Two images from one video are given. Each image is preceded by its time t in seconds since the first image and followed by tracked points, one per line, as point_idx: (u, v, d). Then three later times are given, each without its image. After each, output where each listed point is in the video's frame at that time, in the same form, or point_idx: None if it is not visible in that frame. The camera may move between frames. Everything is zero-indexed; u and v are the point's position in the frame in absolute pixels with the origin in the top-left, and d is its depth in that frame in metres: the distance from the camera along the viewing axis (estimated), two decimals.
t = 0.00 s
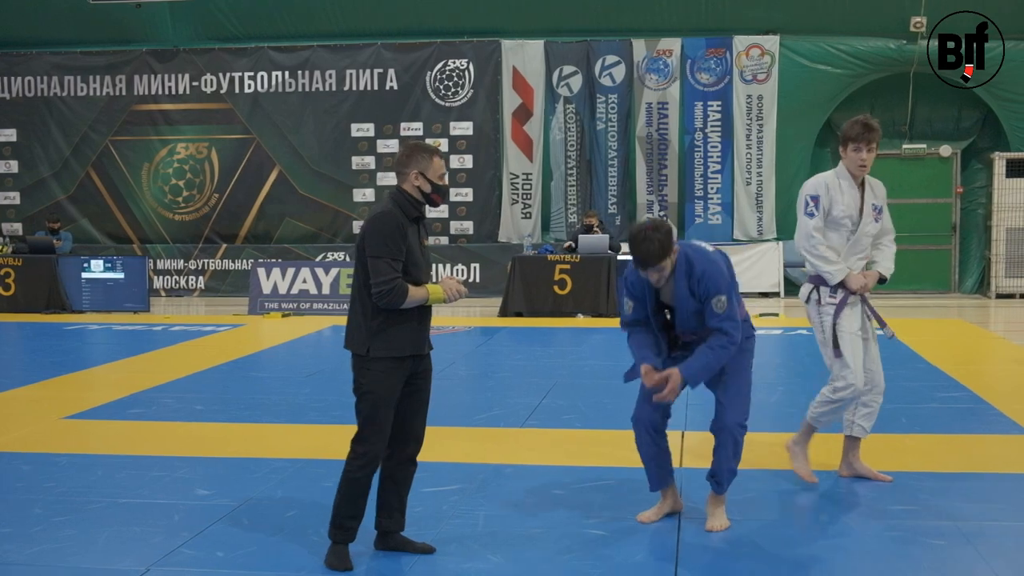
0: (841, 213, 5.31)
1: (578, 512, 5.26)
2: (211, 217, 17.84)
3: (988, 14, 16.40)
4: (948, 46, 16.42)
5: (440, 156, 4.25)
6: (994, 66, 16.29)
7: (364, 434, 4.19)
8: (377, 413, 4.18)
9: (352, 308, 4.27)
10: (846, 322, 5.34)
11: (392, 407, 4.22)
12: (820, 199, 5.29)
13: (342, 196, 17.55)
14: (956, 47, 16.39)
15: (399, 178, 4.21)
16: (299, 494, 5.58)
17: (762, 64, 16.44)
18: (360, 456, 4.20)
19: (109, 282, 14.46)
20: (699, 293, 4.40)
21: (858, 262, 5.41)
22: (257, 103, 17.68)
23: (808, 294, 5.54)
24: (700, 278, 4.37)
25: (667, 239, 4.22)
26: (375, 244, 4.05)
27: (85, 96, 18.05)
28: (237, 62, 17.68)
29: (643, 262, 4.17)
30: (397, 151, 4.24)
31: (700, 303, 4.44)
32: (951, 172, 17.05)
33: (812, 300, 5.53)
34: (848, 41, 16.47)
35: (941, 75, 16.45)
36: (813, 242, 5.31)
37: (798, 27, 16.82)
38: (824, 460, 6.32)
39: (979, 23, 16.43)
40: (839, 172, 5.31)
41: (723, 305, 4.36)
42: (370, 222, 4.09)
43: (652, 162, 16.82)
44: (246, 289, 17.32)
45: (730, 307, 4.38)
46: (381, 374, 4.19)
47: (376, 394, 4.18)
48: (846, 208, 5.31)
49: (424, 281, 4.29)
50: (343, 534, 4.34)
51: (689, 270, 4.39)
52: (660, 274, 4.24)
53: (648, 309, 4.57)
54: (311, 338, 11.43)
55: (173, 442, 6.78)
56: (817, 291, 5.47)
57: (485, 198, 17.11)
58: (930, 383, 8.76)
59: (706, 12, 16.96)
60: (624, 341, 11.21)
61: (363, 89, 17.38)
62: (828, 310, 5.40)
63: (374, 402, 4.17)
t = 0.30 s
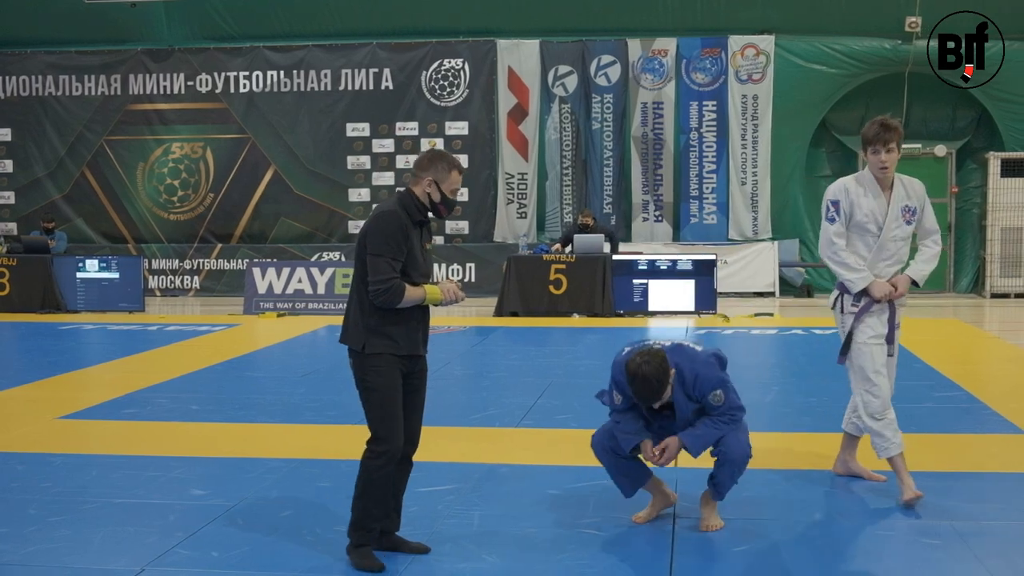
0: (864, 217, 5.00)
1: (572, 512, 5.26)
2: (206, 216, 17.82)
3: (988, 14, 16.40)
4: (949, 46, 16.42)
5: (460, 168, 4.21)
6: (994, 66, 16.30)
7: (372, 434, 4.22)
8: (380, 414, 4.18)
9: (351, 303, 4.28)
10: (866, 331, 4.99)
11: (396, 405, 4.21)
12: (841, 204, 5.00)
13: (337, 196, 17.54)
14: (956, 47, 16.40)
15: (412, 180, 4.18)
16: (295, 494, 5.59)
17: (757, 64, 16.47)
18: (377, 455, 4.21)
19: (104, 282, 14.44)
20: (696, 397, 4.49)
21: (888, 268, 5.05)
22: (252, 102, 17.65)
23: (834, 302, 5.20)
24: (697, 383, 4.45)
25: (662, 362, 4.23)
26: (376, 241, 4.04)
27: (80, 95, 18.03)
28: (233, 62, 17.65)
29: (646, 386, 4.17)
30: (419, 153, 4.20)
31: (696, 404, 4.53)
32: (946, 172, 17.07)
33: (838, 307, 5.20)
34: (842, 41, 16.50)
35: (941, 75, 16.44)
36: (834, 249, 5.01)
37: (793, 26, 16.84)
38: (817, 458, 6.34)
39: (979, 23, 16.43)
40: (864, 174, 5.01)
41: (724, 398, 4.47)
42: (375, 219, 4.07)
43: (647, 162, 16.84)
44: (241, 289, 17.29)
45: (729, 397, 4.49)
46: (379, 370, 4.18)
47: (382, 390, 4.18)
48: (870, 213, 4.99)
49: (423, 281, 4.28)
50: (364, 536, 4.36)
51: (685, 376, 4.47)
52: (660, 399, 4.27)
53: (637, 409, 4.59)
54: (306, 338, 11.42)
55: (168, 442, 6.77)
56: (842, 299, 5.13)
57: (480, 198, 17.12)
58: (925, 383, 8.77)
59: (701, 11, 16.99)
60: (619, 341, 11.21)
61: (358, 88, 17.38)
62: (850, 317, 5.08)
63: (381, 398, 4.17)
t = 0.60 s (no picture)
0: (873, 218, 4.86)
1: (566, 512, 5.26)
2: (201, 216, 17.80)
3: (988, 14, 16.46)
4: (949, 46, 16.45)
5: (462, 173, 4.20)
6: (994, 66, 16.32)
7: (379, 437, 4.19)
8: (383, 416, 4.16)
9: (349, 306, 4.28)
10: (882, 335, 4.88)
11: (400, 407, 4.19)
12: (848, 206, 4.88)
13: (332, 196, 17.52)
14: (956, 47, 16.43)
15: (412, 184, 4.18)
16: (290, 494, 5.59)
17: (752, 64, 16.48)
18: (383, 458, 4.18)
19: (98, 282, 14.41)
20: (698, 400, 4.56)
21: (907, 268, 4.87)
22: (247, 102, 17.64)
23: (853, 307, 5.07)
24: (702, 387, 4.53)
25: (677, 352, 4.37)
26: (373, 244, 4.03)
27: (74, 95, 18.00)
28: (227, 62, 17.63)
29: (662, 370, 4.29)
30: (422, 157, 4.21)
31: (696, 410, 4.59)
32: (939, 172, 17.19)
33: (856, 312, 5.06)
34: (837, 41, 16.53)
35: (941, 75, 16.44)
36: (846, 252, 4.87)
37: (789, 27, 16.85)
38: (812, 458, 6.38)
39: (978, 23, 16.48)
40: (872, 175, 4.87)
41: (723, 408, 4.52)
42: (372, 221, 4.06)
43: (643, 162, 16.87)
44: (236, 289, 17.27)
45: (729, 413, 4.54)
46: (380, 373, 4.16)
47: (385, 391, 4.16)
48: (879, 213, 4.85)
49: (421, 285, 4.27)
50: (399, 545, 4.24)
51: (691, 378, 4.56)
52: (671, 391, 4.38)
53: (640, 408, 4.65)
54: (301, 338, 11.41)
55: (162, 442, 6.77)
56: (859, 303, 4.99)
57: (475, 199, 17.09)
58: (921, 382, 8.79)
59: (696, 12, 17.01)
60: (615, 341, 11.21)
61: (353, 89, 17.37)
62: (867, 319, 4.94)
63: (385, 400, 4.15)
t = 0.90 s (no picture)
0: (869, 221, 4.78)
1: (559, 513, 5.27)
2: (194, 217, 17.77)
3: (988, 14, 16.52)
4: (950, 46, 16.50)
5: (451, 165, 4.20)
6: (995, 66, 16.33)
7: (385, 443, 4.16)
8: (392, 423, 4.14)
9: (354, 312, 4.24)
10: (880, 345, 4.81)
11: (408, 411, 4.18)
12: (844, 208, 4.85)
13: (326, 196, 17.51)
14: (956, 47, 16.47)
15: (403, 181, 4.16)
16: (284, 494, 5.60)
17: (745, 65, 16.51)
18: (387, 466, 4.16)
19: (91, 282, 14.38)
20: (696, 402, 4.58)
21: (904, 274, 4.73)
22: (241, 102, 17.62)
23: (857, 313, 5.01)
24: (703, 386, 4.56)
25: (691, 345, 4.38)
26: (374, 249, 4.02)
27: (67, 95, 17.96)
28: (221, 62, 17.61)
29: (668, 368, 4.32)
30: (409, 152, 4.19)
31: (692, 413, 4.61)
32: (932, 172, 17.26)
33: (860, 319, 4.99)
34: (830, 42, 16.56)
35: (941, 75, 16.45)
36: (839, 256, 4.82)
37: (784, 27, 16.89)
38: (805, 458, 6.40)
39: (978, 23, 16.54)
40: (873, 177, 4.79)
41: (716, 414, 4.53)
42: (370, 226, 4.05)
43: (637, 162, 16.89)
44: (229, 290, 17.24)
45: (722, 420, 4.54)
46: (390, 378, 4.14)
47: (395, 397, 4.14)
48: (875, 216, 4.76)
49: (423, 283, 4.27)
50: (401, 549, 4.24)
51: (694, 379, 4.59)
52: (677, 378, 4.40)
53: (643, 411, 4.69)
54: (295, 339, 11.40)
55: (156, 443, 6.76)
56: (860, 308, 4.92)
57: (469, 199, 17.12)
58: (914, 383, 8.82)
59: (690, 12, 17.03)
60: (609, 342, 11.21)
61: (347, 89, 17.36)
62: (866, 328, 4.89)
63: (395, 406, 4.13)
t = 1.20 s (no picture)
0: (864, 218, 4.62)
1: (552, 513, 5.27)
2: (188, 217, 17.74)
3: (988, 14, 16.45)
4: (949, 46, 16.52)
5: (448, 164, 4.21)
6: (994, 66, 16.37)
7: (383, 445, 4.15)
8: (391, 424, 4.13)
9: (353, 314, 4.22)
10: (864, 351, 4.65)
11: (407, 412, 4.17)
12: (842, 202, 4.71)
13: (319, 197, 17.49)
14: (956, 47, 16.50)
15: (399, 179, 4.17)
16: (276, 494, 5.60)
17: (739, 65, 16.52)
18: (384, 468, 4.15)
19: (84, 283, 14.35)
20: (689, 400, 4.58)
21: (893, 277, 4.56)
22: (234, 102, 17.59)
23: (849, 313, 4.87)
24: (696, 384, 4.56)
25: (683, 341, 4.38)
26: (374, 247, 4.01)
27: (60, 95, 17.92)
28: (214, 62, 17.59)
29: (657, 364, 4.30)
30: (406, 151, 4.20)
31: (685, 410, 4.61)
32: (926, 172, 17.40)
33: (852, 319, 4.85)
34: (823, 42, 16.65)
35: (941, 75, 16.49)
36: (829, 251, 4.70)
37: (777, 28, 16.92)
38: (797, 458, 6.41)
39: (979, 23, 16.49)
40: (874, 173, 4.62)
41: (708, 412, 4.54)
42: (369, 224, 4.04)
43: (630, 163, 16.92)
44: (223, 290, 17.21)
45: (714, 417, 4.57)
46: (390, 381, 4.13)
47: (394, 398, 4.13)
48: (870, 213, 4.60)
49: (421, 284, 4.26)
50: (393, 549, 4.24)
51: (687, 376, 4.58)
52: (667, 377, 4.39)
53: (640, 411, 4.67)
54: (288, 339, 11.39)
55: (148, 443, 6.75)
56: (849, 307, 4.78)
57: (462, 199, 17.12)
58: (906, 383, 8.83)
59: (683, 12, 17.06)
60: (601, 342, 11.21)
61: (340, 89, 17.35)
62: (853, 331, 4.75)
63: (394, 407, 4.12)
